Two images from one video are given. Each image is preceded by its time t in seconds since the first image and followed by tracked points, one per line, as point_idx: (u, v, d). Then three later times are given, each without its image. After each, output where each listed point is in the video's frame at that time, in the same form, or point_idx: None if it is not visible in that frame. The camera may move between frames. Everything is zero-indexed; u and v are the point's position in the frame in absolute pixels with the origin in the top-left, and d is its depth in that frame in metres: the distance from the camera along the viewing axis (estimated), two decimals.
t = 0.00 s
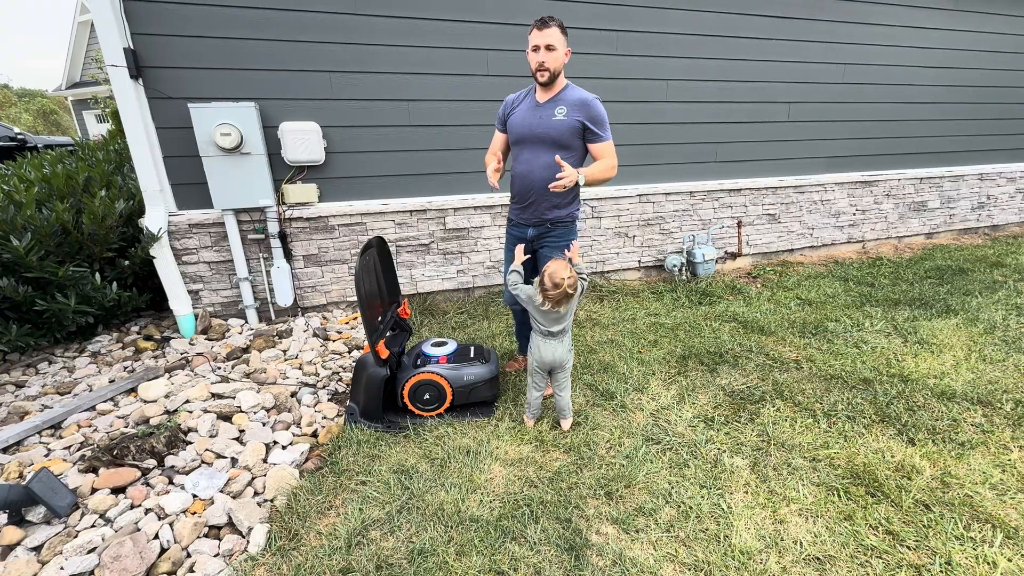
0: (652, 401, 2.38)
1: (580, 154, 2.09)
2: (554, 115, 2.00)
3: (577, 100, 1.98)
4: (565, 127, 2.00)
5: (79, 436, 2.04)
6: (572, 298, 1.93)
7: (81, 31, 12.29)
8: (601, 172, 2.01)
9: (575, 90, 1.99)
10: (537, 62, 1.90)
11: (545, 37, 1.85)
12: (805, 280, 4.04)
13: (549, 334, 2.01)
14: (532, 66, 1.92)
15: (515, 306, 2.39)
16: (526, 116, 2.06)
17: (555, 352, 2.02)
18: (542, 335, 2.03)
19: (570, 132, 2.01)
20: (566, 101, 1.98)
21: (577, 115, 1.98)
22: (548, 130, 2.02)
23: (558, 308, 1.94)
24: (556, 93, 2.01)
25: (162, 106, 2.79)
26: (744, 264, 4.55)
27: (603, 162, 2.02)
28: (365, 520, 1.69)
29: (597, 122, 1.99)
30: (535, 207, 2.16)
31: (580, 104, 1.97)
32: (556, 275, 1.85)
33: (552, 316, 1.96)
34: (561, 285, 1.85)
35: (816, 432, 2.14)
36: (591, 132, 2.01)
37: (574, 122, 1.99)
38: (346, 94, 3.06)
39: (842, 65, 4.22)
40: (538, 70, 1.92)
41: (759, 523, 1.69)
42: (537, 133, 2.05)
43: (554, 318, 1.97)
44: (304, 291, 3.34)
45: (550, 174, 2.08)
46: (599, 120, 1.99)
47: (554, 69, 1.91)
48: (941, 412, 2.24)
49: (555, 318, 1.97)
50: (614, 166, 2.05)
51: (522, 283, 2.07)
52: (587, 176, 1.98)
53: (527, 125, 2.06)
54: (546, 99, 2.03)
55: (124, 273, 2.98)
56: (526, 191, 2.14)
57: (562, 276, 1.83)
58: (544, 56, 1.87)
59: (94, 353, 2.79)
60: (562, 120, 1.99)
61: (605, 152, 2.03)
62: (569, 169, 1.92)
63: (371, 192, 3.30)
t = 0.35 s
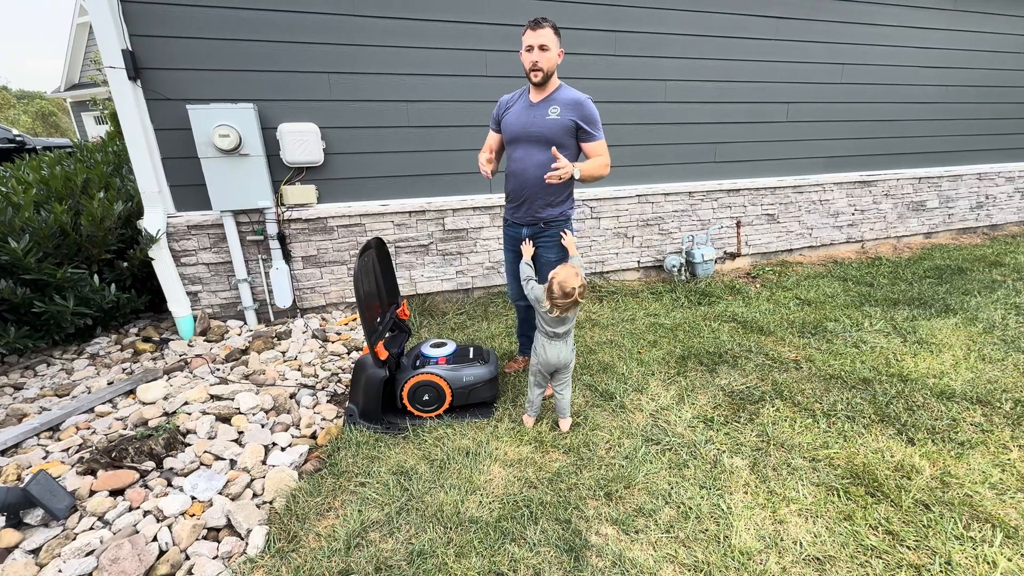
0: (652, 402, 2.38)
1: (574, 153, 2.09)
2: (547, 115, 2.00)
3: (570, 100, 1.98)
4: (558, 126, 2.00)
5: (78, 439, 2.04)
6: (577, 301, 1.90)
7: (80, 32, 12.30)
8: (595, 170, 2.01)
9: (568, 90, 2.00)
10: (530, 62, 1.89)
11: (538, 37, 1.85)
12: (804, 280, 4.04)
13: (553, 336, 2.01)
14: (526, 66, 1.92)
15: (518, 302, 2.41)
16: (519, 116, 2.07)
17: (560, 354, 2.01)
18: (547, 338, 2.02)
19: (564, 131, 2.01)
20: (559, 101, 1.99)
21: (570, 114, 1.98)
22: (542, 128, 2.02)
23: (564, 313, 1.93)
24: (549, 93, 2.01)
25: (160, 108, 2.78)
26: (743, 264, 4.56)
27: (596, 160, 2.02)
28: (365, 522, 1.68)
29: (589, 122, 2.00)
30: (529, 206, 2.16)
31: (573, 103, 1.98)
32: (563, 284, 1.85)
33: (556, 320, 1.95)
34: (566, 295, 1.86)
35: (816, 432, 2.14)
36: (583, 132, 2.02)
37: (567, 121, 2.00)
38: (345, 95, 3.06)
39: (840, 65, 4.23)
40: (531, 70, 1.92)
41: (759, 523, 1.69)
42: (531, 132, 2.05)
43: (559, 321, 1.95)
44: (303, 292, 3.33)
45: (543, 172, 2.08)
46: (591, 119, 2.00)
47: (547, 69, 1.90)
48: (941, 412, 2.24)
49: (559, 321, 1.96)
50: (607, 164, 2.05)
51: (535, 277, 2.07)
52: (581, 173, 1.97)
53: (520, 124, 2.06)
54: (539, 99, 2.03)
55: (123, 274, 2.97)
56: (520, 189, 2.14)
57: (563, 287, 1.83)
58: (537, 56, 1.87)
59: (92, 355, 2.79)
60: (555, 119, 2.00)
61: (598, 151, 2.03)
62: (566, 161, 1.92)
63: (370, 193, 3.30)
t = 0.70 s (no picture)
0: (652, 402, 2.38)
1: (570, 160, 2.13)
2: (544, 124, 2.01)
3: (566, 109, 1.99)
4: (555, 136, 2.02)
5: (77, 440, 2.04)
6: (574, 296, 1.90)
7: (80, 34, 12.32)
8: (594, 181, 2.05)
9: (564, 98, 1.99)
10: (530, 82, 1.87)
11: (538, 60, 1.81)
12: (803, 280, 4.04)
13: (552, 334, 2.00)
14: (524, 83, 1.90)
15: (517, 303, 2.40)
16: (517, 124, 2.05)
17: (558, 352, 2.01)
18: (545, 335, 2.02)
19: (560, 140, 2.03)
20: (556, 110, 1.99)
21: (566, 123, 2.00)
22: (539, 138, 2.03)
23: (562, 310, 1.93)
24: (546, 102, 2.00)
25: (159, 109, 2.78)
26: (743, 264, 4.56)
27: (595, 171, 2.07)
28: (365, 524, 1.68)
29: (585, 130, 2.02)
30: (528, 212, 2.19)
31: (568, 112, 1.99)
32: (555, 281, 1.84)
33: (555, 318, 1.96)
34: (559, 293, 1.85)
35: (816, 432, 2.14)
36: (580, 139, 2.04)
37: (564, 132, 2.02)
38: (344, 97, 3.06)
39: (839, 65, 4.23)
40: (530, 89, 1.90)
41: (759, 524, 1.68)
42: (528, 141, 2.06)
43: (556, 317, 1.96)
44: (302, 294, 3.33)
45: (541, 182, 2.12)
46: (588, 127, 2.02)
47: (545, 88, 1.90)
48: (941, 412, 2.23)
49: (556, 317, 1.96)
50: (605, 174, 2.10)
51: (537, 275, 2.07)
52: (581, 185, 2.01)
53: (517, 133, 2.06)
54: (536, 107, 2.01)
55: (122, 276, 2.97)
56: (519, 195, 2.18)
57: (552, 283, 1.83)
58: (537, 78, 1.85)
59: (92, 357, 2.79)
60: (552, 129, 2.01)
61: (595, 160, 2.07)
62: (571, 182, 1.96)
63: (370, 194, 3.30)
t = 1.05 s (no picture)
0: (651, 403, 2.38)
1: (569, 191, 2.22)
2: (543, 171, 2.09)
3: (565, 157, 2.02)
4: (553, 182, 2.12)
5: (76, 443, 2.03)
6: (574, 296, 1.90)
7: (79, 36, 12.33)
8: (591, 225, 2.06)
9: (562, 145, 2.00)
10: (528, 140, 1.85)
11: (537, 119, 1.78)
12: (802, 281, 4.04)
13: (551, 336, 2.00)
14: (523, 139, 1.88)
15: (511, 309, 2.39)
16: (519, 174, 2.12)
17: (557, 355, 2.01)
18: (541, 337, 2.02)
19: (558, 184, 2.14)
20: (554, 159, 2.04)
21: (564, 171, 2.07)
22: (539, 184, 2.14)
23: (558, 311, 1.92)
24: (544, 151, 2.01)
25: (159, 112, 2.78)
26: (742, 265, 4.56)
27: (591, 215, 2.07)
28: (364, 526, 1.68)
29: (583, 175, 2.06)
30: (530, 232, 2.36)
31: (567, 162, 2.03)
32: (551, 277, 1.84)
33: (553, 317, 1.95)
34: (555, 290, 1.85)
35: (816, 433, 2.14)
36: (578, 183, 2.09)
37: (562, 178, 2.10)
38: (343, 99, 3.06)
39: (837, 67, 4.25)
40: (529, 144, 1.89)
41: (759, 525, 1.68)
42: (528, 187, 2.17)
43: (556, 319, 1.95)
44: (302, 296, 3.33)
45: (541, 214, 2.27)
46: (586, 172, 2.05)
47: (543, 142, 1.88)
48: (940, 412, 2.23)
49: (556, 320, 1.96)
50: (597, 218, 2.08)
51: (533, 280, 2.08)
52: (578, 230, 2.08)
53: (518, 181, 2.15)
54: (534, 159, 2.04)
55: (121, 278, 2.97)
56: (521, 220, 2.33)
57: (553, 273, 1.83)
58: (536, 137, 1.83)
59: (91, 359, 2.78)
60: (552, 177, 2.10)
61: (589, 205, 2.07)
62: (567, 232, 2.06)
63: (369, 196, 3.30)
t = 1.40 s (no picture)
0: (650, 406, 2.38)
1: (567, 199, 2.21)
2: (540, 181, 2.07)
3: (562, 167, 2.02)
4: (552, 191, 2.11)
5: (73, 448, 2.03)
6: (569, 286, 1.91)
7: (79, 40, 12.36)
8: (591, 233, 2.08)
9: (560, 154, 2.00)
10: (523, 146, 1.85)
11: (529, 124, 1.78)
12: (801, 284, 4.05)
13: (548, 334, 2.00)
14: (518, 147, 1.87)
15: (507, 313, 2.38)
16: (516, 184, 2.10)
17: (554, 352, 2.01)
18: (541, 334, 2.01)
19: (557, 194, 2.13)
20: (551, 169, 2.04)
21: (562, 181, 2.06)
22: (538, 193, 2.13)
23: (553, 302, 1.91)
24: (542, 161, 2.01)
25: (158, 115, 2.79)
26: (741, 268, 4.57)
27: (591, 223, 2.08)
28: (363, 530, 1.67)
29: (581, 185, 2.05)
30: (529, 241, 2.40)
31: (564, 172, 2.02)
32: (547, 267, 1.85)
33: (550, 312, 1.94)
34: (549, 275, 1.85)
35: (815, 436, 2.14)
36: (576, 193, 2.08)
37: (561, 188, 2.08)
38: (342, 103, 3.07)
39: (834, 70, 4.27)
40: (524, 152, 1.88)
41: (759, 528, 1.68)
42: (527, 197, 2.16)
43: (552, 315, 1.95)
44: (301, 299, 3.33)
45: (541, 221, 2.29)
46: (584, 182, 2.04)
47: (539, 149, 1.87)
48: (939, 415, 2.24)
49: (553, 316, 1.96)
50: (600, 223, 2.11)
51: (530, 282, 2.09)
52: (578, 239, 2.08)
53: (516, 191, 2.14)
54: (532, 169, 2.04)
55: (120, 282, 2.97)
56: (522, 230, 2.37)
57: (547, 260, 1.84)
58: (531, 142, 1.82)
59: (89, 363, 2.78)
60: (551, 187, 2.08)
61: (591, 212, 2.07)
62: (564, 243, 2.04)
63: (368, 199, 3.31)
